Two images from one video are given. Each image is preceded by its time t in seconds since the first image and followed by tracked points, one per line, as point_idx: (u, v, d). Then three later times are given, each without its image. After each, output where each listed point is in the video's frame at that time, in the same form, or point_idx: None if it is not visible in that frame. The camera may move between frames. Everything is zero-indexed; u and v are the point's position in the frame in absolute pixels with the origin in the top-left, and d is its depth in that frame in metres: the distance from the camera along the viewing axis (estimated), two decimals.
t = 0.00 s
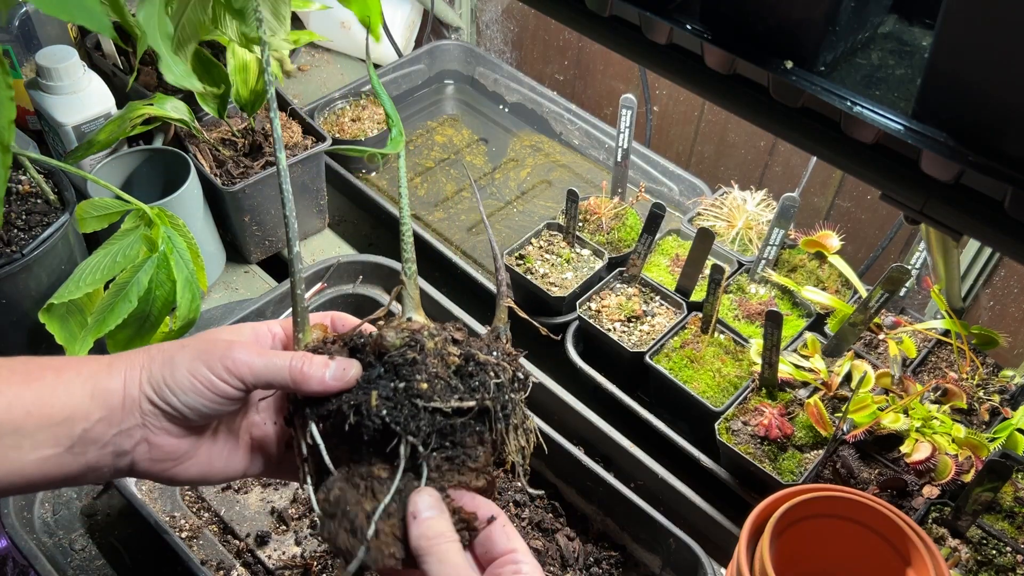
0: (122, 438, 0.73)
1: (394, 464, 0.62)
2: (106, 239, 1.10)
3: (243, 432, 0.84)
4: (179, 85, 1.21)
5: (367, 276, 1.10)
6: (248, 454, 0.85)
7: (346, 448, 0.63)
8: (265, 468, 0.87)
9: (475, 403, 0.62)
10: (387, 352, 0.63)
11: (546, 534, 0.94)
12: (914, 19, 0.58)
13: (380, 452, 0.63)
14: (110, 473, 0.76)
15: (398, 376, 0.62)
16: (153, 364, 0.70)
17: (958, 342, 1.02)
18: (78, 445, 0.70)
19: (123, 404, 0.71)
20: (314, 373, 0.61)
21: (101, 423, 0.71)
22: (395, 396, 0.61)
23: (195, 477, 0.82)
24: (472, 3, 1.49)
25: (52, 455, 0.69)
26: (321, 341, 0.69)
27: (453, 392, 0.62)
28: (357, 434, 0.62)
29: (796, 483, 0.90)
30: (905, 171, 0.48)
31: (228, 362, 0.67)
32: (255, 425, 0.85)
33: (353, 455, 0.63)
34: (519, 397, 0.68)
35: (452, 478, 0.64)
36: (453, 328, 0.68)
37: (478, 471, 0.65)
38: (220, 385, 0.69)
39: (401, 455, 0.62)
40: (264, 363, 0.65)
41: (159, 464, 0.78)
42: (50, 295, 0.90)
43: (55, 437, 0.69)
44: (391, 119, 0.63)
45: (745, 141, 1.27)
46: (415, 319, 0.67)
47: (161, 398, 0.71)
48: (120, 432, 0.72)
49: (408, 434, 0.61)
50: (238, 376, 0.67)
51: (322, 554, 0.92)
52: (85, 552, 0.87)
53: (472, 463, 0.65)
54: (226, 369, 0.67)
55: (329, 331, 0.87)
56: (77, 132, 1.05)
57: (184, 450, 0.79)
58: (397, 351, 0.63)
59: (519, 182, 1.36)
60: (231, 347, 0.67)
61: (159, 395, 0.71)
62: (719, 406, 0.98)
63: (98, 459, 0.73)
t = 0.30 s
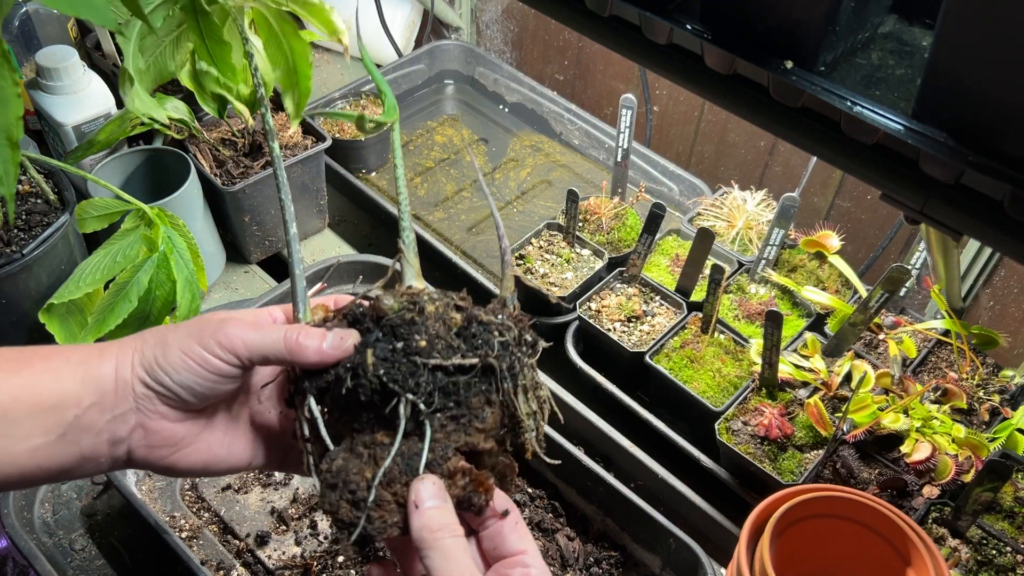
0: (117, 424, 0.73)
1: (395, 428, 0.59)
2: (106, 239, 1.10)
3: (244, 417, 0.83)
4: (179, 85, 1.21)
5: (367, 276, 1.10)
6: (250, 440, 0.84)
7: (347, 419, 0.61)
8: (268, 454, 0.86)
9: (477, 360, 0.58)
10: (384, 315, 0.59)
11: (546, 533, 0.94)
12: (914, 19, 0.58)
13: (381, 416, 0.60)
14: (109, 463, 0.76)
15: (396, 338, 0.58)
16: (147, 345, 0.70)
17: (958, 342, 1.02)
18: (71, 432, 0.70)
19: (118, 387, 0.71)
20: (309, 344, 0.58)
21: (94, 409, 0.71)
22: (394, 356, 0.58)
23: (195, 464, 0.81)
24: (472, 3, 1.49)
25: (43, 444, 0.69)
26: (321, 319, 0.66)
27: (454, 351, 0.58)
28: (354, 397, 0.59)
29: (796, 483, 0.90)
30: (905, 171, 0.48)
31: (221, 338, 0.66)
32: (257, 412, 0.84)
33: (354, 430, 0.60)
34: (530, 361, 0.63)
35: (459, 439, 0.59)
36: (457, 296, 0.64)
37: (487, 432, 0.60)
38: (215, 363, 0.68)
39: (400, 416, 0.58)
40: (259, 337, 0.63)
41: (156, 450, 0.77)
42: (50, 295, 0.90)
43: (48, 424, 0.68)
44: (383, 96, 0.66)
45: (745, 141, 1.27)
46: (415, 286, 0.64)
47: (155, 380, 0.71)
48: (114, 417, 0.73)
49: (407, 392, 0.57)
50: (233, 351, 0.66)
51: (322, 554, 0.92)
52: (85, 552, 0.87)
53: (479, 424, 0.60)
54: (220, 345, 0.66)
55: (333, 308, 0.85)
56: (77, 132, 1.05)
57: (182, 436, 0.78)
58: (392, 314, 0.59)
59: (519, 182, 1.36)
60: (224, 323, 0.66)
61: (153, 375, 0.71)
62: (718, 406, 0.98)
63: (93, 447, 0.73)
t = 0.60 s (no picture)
0: (101, 409, 0.73)
1: (414, 404, 0.56)
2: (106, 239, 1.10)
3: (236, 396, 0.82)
4: (179, 85, 1.21)
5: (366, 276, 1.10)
6: (246, 420, 0.83)
7: (356, 399, 0.58)
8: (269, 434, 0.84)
9: (493, 327, 0.55)
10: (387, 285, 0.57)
11: (546, 534, 0.94)
12: (914, 19, 0.58)
13: (395, 393, 0.57)
14: (96, 450, 0.77)
15: (404, 307, 0.55)
16: (129, 325, 0.68)
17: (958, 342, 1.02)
18: (46, 417, 0.70)
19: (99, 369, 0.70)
20: (311, 320, 0.56)
21: (73, 393, 0.71)
22: (405, 327, 0.55)
23: (192, 446, 0.81)
24: (472, 3, 1.48)
25: (15, 433, 0.70)
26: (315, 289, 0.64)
27: (467, 317, 0.55)
28: (365, 374, 0.56)
29: (796, 483, 0.90)
30: (906, 172, 0.47)
31: (212, 313, 0.64)
32: (249, 389, 0.82)
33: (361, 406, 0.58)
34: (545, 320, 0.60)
35: (479, 409, 0.57)
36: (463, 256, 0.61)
37: (506, 398, 0.58)
38: (207, 340, 0.67)
39: (418, 392, 0.55)
40: (254, 312, 0.61)
41: (148, 435, 0.77)
42: (50, 295, 0.90)
43: (21, 414, 0.69)
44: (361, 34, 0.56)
45: (745, 141, 1.27)
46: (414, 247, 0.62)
47: (142, 359, 0.69)
48: (97, 402, 0.72)
49: (422, 366, 0.54)
50: (226, 327, 0.65)
51: (322, 554, 0.92)
52: (85, 552, 0.87)
53: (499, 391, 0.57)
54: (212, 320, 0.65)
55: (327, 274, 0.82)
56: (77, 131, 1.05)
57: (175, 418, 0.78)
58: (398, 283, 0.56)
59: (519, 183, 1.36)
60: (214, 298, 0.65)
61: (140, 356, 0.69)
62: (719, 406, 0.98)
63: (74, 434, 0.73)
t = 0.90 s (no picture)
0: (79, 385, 0.72)
1: (444, 348, 0.56)
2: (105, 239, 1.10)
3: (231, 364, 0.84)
4: (178, 84, 1.20)
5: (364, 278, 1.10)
6: (244, 387, 0.84)
7: (373, 352, 0.58)
8: (269, 399, 0.85)
9: (521, 261, 0.56)
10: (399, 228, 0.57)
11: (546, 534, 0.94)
12: (914, 18, 0.58)
13: (423, 337, 0.56)
14: (80, 436, 0.76)
15: (423, 247, 0.56)
16: (112, 291, 0.67)
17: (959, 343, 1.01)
18: (10, 398, 0.69)
19: (76, 342, 0.69)
20: (320, 272, 0.55)
21: (42, 370, 0.69)
22: (430, 267, 0.55)
23: (189, 421, 0.81)
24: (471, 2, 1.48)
25: None
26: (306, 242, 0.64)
27: (493, 254, 0.56)
28: (394, 318, 0.55)
29: (796, 483, 0.89)
30: (905, 173, 0.47)
31: (206, 271, 0.64)
32: (242, 357, 0.84)
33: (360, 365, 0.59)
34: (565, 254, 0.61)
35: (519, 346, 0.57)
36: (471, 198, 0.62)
37: (542, 335, 0.58)
38: (202, 299, 0.66)
39: (452, 332, 0.55)
40: (253, 267, 0.61)
41: (141, 412, 0.77)
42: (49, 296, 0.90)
43: None
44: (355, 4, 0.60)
45: (746, 141, 1.27)
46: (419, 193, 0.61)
47: (129, 327, 0.69)
48: (73, 378, 0.71)
49: (455, 305, 0.54)
50: (223, 284, 0.64)
51: (322, 555, 0.91)
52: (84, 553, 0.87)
53: (533, 327, 0.57)
54: (208, 277, 0.64)
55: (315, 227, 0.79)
56: (76, 131, 1.04)
57: (169, 391, 0.78)
58: (410, 224, 0.57)
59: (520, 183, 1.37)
60: (206, 255, 0.64)
61: (128, 324, 0.68)
62: (719, 406, 0.98)
63: (48, 419, 0.72)
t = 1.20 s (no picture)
0: (43, 336, 0.72)
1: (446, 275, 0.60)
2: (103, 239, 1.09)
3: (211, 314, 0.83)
4: (177, 84, 1.20)
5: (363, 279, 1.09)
6: (225, 337, 0.84)
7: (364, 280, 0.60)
8: (255, 350, 0.85)
9: (522, 179, 0.59)
10: (389, 148, 0.56)
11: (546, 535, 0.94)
12: (916, 18, 0.58)
13: (420, 266, 0.59)
14: (51, 394, 0.77)
15: (417, 168, 0.56)
16: (76, 235, 0.67)
17: (961, 343, 1.01)
18: None
19: (36, 290, 0.69)
20: (304, 202, 0.54)
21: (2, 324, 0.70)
22: (425, 189, 0.56)
23: (168, 371, 0.81)
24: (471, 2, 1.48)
25: None
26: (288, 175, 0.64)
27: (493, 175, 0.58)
28: (392, 243, 0.57)
29: (797, 484, 0.89)
30: (907, 173, 0.48)
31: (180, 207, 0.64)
32: (222, 308, 0.83)
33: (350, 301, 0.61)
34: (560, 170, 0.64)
35: (522, 272, 0.62)
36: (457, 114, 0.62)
37: (544, 260, 0.62)
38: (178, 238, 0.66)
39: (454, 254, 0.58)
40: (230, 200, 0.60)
41: (116, 363, 0.78)
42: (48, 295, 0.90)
43: None
44: None
45: (746, 141, 1.27)
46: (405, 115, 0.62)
47: (93, 271, 0.68)
48: (37, 330, 0.72)
49: (456, 228, 0.57)
50: (197, 219, 0.64)
51: (321, 555, 0.91)
52: (82, 552, 0.87)
53: (537, 252, 0.62)
54: (182, 213, 0.64)
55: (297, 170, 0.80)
56: (75, 131, 1.04)
57: (144, 340, 0.78)
58: (401, 146, 0.56)
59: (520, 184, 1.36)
60: (180, 192, 0.64)
61: (95, 269, 0.68)
62: (720, 407, 0.98)
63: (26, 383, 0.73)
